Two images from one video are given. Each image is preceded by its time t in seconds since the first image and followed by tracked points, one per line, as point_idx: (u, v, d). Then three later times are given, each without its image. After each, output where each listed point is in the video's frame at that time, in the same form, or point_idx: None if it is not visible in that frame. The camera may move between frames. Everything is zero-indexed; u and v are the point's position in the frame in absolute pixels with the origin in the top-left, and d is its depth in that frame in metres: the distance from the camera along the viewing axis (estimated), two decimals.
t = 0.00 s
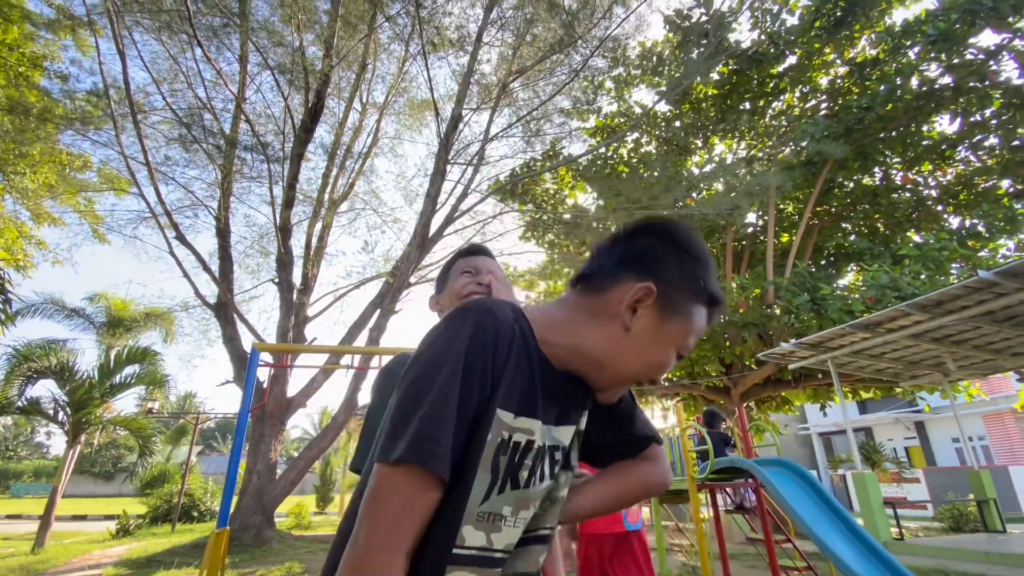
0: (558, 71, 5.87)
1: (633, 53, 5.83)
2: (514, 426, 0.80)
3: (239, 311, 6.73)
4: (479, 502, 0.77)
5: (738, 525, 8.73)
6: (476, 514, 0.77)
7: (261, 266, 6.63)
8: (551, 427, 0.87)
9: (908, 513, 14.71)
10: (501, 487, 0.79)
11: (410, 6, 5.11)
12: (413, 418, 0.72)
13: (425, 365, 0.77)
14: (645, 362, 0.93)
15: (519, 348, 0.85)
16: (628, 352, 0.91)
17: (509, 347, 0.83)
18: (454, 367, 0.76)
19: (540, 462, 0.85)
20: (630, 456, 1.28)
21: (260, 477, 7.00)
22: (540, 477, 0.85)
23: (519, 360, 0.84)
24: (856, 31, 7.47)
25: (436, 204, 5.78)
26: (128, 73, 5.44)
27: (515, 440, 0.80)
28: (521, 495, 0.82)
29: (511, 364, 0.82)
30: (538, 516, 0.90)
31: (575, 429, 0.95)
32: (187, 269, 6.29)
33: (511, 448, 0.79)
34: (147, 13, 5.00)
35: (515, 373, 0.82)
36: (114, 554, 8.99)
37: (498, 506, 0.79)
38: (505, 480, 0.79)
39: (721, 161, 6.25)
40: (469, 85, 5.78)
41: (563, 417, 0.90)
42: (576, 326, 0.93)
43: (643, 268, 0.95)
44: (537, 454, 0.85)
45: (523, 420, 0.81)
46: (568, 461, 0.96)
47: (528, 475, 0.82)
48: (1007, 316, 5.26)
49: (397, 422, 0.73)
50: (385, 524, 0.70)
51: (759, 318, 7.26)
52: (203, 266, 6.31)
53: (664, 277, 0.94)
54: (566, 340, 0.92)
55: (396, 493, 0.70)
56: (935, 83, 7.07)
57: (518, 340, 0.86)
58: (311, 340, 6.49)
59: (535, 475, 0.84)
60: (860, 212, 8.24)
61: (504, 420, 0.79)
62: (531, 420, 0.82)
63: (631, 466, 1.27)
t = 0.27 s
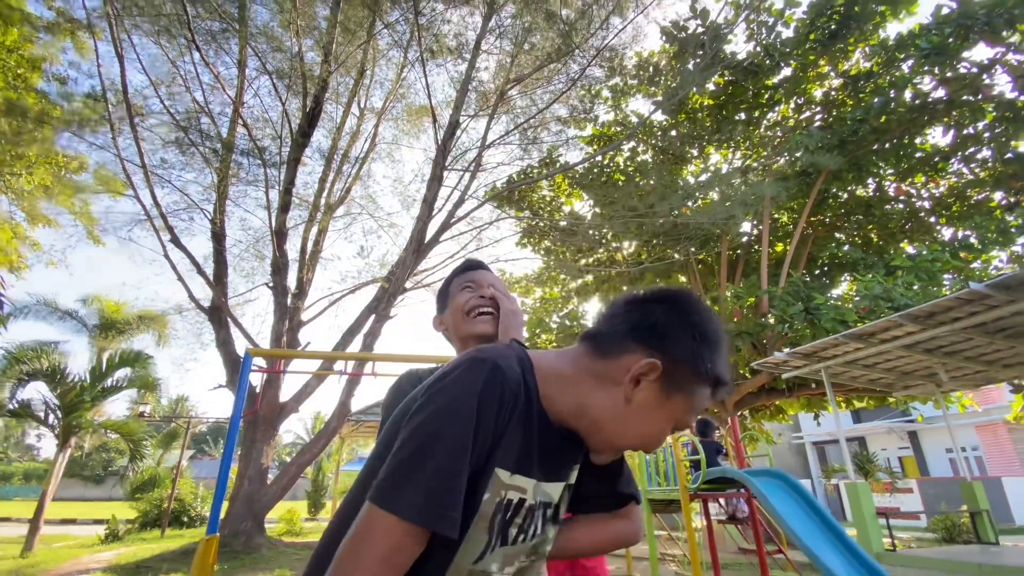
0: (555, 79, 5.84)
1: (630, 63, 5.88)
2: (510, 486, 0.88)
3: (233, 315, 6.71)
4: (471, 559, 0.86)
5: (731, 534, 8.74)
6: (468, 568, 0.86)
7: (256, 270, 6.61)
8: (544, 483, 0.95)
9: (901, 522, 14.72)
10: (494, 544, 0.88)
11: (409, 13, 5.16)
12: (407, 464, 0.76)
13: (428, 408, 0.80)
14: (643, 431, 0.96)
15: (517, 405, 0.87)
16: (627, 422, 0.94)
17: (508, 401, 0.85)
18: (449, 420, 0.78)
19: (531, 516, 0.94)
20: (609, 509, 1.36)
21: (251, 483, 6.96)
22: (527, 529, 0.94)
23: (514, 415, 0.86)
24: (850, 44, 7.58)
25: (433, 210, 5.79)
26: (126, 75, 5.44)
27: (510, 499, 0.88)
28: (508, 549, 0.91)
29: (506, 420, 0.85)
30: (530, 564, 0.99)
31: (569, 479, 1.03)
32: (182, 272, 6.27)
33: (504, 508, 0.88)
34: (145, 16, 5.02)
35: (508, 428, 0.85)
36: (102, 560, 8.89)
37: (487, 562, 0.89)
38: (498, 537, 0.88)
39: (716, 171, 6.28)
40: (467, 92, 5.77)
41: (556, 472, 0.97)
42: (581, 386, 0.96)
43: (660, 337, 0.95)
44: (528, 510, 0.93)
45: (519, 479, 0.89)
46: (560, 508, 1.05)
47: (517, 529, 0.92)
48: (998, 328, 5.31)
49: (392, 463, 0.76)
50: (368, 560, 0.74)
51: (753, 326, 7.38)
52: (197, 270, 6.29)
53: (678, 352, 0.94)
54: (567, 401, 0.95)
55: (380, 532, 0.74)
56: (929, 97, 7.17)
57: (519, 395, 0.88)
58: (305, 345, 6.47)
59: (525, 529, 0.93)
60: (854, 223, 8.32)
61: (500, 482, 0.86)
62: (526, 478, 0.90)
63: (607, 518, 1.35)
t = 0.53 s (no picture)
0: (554, 89, 5.90)
1: (627, 74, 5.92)
2: (450, 470, 0.97)
3: (226, 320, 6.69)
4: (418, 544, 0.92)
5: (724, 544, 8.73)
6: (415, 556, 0.92)
7: (251, 274, 6.60)
8: (488, 468, 1.03)
9: (894, 534, 14.72)
10: (440, 529, 0.96)
11: (409, 22, 5.23)
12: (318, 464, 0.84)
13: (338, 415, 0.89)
14: (570, 365, 1.04)
15: (421, 382, 0.95)
16: (550, 359, 1.04)
17: (411, 383, 0.94)
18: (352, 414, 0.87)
19: (478, 499, 1.02)
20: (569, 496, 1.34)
21: (243, 488, 6.91)
22: (476, 512, 1.02)
23: (420, 392, 0.94)
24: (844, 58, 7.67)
25: (429, 217, 5.81)
26: (124, 78, 5.45)
27: (452, 482, 0.97)
28: (457, 532, 0.98)
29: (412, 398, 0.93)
30: (488, 554, 1.04)
31: (522, 468, 1.12)
32: (176, 275, 6.26)
33: (450, 490, 0.96)
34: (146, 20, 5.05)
35: (419, 405, 0.93)
36: (90, 565, 8.80)
37: (438, 547, 0.95)
38: (444, 521, 0.96)
39: (713, 181, 6.30)
40: (466, 99, 5.79)
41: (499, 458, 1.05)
42: (503, 356, 1.07)
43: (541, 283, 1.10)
44: (473, 493, 1.01)
45: (459, 462, 0.98)
46: (519, 500, 1.12)
47: (464, 513, 0.99)
48: (990, 341, 5.35)
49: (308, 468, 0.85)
50: (297, 558, 0.81)
51: (747, 336, 7.42)
52: (192, 274, 6.28)
53: (562, 285, 1.10)
54: (500, 375, 1.06)
55: (306, 532, 0.81)
56: (923, 111, 7.26)
57: (424, 375, 0.97)
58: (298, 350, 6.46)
59: (472, 512, 1.01)
60: (848, 234, 8.38)
61: (437, 468, 0.95)
62: (466, 461, 0.99)
63: (571, 502, 1.33)
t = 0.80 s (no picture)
0: (553, 96, 5.92)
1: (626, 82, 5.95)
2: (361, 420, 1.01)
3: (222, 321, 6.68)
4: (332, 491, 0.94)
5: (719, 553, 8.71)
6: (331, 506, 0.93)
7: (248, 276, 6.59)
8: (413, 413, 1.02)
9: (890, 544, 14.69)
10: (358, 477, 0.95)
11: (411, 27, 5.25)
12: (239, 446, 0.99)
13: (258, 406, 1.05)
14: (470, 282, 1.16)
15: (341, 361, 1.09)
16: (452, 284, 1.17)
17: (327, 366, 1.08)
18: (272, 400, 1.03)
19: (409, 445, 0.98)
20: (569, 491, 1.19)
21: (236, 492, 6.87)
22: (406, 455, 0.97)
23: (343, 369, 1.08)
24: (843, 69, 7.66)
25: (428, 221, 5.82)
26: (124, 79, 5.46)
27: (364, 431, 0.99)
28: (381, 480, 0.94)
29: (331, 376, 1.07)
30: (446, 507, 0.95)
31: (471, 419, 1.06)
32: (172, 277, 6.24)
33: (362, 438, 0.98)
34: (148, 21, 5.08)
35: (341, 379, 1.06)
36: (81, 569, 8.73)
37: (356, 493, 0.94)
38: (360, 469, 0.95)
39: (710, 189, 6.31)
40: (466, 105, 5.82)
41: (429, 403, 1.04)
42: (426, 313, 1.20)
43: (431, 234, 1.28)
44: (399, 439, 0.99)
45: (371, 412, 1.01)
46: (480, 454, 1.03)
47: (389, 459, 0.96)
48: (985, 351, 5.37)
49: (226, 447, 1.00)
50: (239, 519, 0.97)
51: (744, 343, 7.38)
52: (189, 275, 6.27)
53: (446, 227, 1.26)
54: (429, 332, 1.17)
55: (243, 507, 0.97)
56: (918, 123, 7.28)
57: (345, 356, 1.11)
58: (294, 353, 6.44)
59: (402, 459, 0.96)
60: (846, 244, 8.31)
61: (343, 422, 1.01)
62: (380, 411, 1.02)
63: (574, 500, 1.17)
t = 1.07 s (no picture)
0: (554, 100, 5.92)
1: (626, 87, 5.97)
2: (385, 414, 1.02)
3: (220, 322, 6.67)
4: (361, 487, 0.96)
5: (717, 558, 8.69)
6: (362, 501, 0.96)
7: (247, 277, 6.58)
8: (437, 402, 1.04)
9: (887, 551, 14.66)
10: (385, 469, 0.97)
11: (412, 30, 5.24)
12: (270, 455, 1.03)
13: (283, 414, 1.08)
14: (472, 267, 1.20)
15: (356, 361, 1.11)
16: (455, 269, 1.21)
17: (343, 368, 1.10)
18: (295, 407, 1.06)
19: (433, 434, 1.00)
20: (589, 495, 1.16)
21: (231, 494, 6.85)
22: (431, 444, 0.99)
23: (359, 369, 1.09)
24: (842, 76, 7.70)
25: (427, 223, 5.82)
26: (126, 79, 5.47)
27: (389, 424, 1.01)
28: (408, 471, 0.97)
29: (348, 376, 1.09)
30: (475, 494, 0.97)
31: (494, 406, 1.07)
32: (171, 277, 6.23)
33: (388, 431, 1.00)
34: (150, 22, 5.09)
35: (358, 378, 1.08)
36: (74, 569, 8.68)
37: (383, 486, 0.96)
38: (387, 461, 0.97)
39: (709, 195, 6.30)
40: (467, 108, 5.83)
41: (452, 391, 1.06)
42: (435, 301, 1.24)
43: (436, 223, 1.32)
44: (423, 428, 1.01)
45: (394, 403, 1.03)
46: (504, 441, 1.04)
47: (415, 449, 0.98)
48: (984, 358, 5.36)
49: (258, 458, 1.04)
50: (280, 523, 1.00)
51: (743, 348, 7.40)
52: (187, 275, 6.27)
53: (449, 215, 1.31)
54: (438, 320, 1.21)
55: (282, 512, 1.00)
56: (917, 130, 7.30)
57: (360, 356, 1.12)
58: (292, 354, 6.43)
59: (427, 448, 0.98)
60: (843, 250, 8.39)
61: (367, 417, 1.02)
62: (403, 402, 1.03)
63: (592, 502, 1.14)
